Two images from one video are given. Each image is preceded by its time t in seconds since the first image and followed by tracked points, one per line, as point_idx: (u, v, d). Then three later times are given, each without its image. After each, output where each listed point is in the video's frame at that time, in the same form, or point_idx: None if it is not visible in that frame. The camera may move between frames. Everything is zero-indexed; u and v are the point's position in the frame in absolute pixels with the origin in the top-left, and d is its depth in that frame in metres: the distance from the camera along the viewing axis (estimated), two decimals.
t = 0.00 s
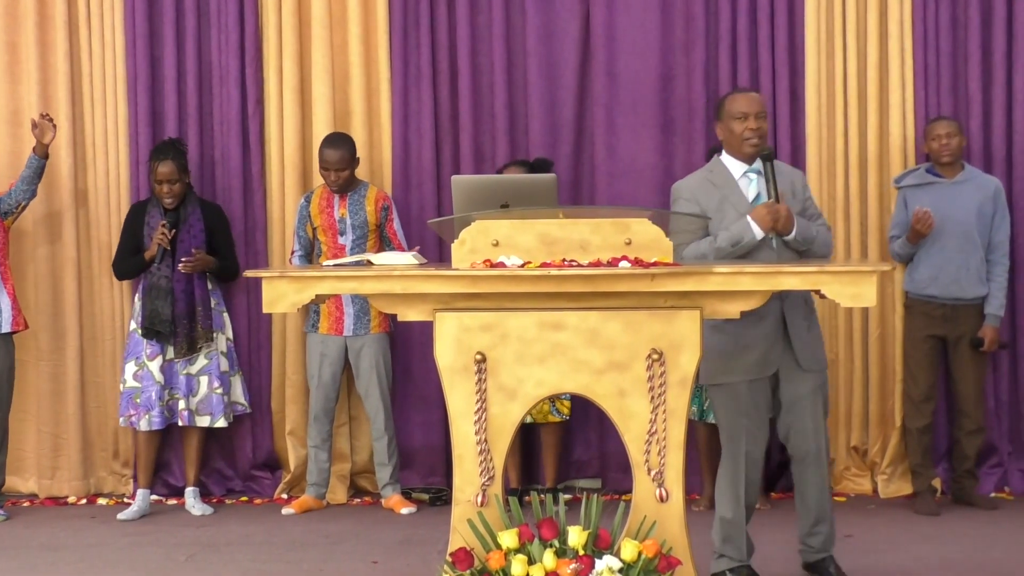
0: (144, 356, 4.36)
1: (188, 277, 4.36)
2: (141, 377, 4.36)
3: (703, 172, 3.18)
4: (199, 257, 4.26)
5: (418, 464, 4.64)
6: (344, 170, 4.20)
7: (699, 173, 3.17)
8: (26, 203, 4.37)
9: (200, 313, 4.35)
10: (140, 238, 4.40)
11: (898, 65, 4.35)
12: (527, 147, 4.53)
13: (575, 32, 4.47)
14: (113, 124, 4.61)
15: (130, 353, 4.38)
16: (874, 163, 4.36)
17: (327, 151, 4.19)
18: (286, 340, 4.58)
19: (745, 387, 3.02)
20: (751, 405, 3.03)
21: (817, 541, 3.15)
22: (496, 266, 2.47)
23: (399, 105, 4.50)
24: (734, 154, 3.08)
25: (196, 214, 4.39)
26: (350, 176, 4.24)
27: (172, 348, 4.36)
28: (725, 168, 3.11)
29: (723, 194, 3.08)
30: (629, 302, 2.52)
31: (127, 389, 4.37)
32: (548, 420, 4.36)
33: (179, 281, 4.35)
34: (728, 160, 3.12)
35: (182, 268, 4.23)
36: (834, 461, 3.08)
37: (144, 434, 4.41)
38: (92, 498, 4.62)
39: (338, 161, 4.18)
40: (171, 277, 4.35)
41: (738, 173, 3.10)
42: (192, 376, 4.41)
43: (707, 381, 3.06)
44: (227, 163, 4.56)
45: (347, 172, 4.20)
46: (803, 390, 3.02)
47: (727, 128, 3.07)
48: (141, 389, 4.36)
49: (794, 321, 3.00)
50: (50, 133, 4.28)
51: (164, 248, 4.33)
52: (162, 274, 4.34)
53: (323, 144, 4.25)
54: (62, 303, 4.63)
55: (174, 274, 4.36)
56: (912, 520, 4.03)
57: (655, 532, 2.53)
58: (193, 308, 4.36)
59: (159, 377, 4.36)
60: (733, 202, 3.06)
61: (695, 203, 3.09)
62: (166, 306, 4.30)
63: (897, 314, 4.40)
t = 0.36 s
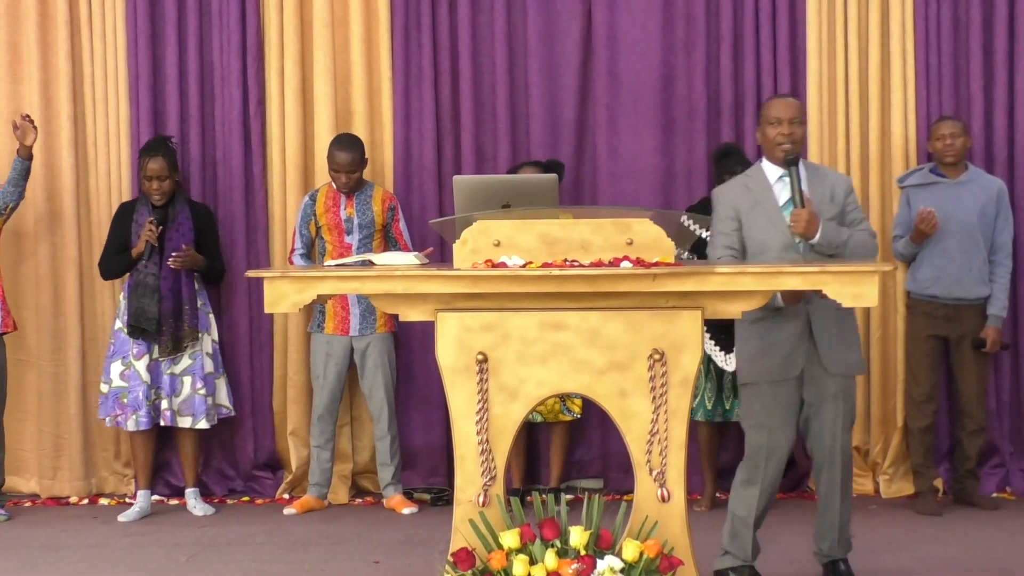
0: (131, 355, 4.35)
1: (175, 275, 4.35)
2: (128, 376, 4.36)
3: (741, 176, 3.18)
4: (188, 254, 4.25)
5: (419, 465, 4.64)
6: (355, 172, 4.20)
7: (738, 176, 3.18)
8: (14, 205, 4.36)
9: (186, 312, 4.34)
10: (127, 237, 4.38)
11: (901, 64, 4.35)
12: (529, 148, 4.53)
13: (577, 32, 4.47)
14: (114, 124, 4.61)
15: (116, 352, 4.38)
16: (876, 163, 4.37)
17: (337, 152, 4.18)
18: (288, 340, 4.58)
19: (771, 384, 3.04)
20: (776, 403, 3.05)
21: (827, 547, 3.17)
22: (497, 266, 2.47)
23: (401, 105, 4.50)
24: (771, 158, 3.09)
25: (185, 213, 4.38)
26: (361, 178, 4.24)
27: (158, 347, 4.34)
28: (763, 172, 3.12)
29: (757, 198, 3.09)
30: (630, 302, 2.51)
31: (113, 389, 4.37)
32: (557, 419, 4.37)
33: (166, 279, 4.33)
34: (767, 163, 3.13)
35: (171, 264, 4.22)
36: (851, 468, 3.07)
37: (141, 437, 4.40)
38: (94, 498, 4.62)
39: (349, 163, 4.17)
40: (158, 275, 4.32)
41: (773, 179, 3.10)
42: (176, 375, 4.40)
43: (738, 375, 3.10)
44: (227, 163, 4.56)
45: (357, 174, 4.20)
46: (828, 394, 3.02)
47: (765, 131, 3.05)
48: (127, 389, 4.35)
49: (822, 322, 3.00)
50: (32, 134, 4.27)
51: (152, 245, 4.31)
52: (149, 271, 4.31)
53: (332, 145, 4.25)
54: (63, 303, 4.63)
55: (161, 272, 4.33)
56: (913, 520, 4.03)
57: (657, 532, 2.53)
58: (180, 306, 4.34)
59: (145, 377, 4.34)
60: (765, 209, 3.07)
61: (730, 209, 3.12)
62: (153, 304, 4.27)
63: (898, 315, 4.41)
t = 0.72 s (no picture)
0: (121, 356, 4.35)
1: (166, 274, 4.34)
2: (116, 377, 4.35)
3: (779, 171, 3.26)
4: (179, 252, 4.24)
5: (420, 465, 4.65)
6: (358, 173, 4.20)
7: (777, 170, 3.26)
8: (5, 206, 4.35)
9: (176, 311, 4.32)
10: (118, 236, 4.38)
11: (901, 64, 4.35)
12: (529, 148, 4.53)
13: (577, 32, 4.47)
14: (115, 124, 4.61)
15: (105, 353, 4.38)
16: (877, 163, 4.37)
17: (339, 153, 4.17)
18: (288, 339, 4.59)
19: (781, 374, 3.09)
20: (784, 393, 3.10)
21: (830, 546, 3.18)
22: (498, 266, 2.47)
23: (401, 105, 4.50)
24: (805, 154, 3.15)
25: (178, 212, 4.37)
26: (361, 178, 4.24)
27: (149, 347, 4.33)
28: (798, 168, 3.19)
29: (788, 195, 3.17)
30: (631, 302, 2.51)
31: (100, 389, 4.37)
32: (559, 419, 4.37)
33: (158, 278, 4.32)
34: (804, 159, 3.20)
35: (163, 262, 4.22)
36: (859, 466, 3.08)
37: (139, 437, 4.39)
38: (94, 498, 4.62)
39: (349, 164, 4.17)
40: (150, 274, 4.33)
41: (806, 175, 3.17)
42: (167, 376, 4.37)
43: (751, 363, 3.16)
44: (227, 163, 4.56)
45: (356, 175, 4.20)
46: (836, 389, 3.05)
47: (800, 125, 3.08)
48: (115, 389, 4.35)
49: (835, 318, 3.00)
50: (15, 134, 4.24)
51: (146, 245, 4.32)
52: (141, 270, 4.32)
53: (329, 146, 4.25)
54: (63, 303, 4.63)
55: (153, 271, 4.33)
56: (913, 520, 4.03)
57: (658, 532, 2.53)
58: (171, 306, 4.33)
59: (135, 378, 4.32)
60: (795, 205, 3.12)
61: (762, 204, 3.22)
62: (144, 304, 4.28)
63: (899, 314, 4.41)
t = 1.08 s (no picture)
0: (123, 355, 4.35)
1: (170, 275, 4.35)
2: (119, 377, 4.35)
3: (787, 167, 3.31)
4: (182, 252, 4.23)
5: (420, 465, 4.65)
6: (351, 173, 4.20)
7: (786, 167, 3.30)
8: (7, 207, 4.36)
9: (180, 311, 4.33)
10: (121, 237, 4.38)
11: (901, 64, 4.35)
12: (529, 148, 4.53)
13: (577, 31, 4.47)
14: (115, 124, 4.61)
15: (108, 352, 4.38)
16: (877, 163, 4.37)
17: (331, 153, 4.17)
18: (288, 339, 4.59)
19: (769, 371, 3.17)
20: (773, 391, 3.17)
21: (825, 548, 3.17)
22: (498, 266, 2.47)
23: (401, 105, 4.50)
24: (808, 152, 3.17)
25: (181, 212, 4.38)
26: (353, 177, 4.24)
27: (152, 347, 4.34)
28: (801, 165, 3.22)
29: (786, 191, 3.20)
30: (630, 302, 2.51)
31: (102, 388, 4.37)
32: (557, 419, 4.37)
33: (160, 278, 4.33)
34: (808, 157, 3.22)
35: (165, 262, 4.21)
36: (849, 467, 3.08)
37: (140, 437, 4.40)
38: (94, 498, 4.62)
39: (341, 164, 4.17)
40: (152, 274, 4.33)
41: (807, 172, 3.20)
42: (170, 376, 4.38)
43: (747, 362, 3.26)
44: (227, 163, 4.56)
45: (350, 174, 4.20)
46: (822, 388, 3.08)
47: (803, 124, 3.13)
48: (117, 389, 4.36)
49: (817, 317, 3.05)
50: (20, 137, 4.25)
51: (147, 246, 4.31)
52: (144, 270, 4.32)
53: (324, 146, 4.25)
54: (63, 303, 4.63)
55: (156, 271, 4.33)
56: (913, 520, 4.03)
57: (658, 532, 2.53)
58: (174, 305, 4.33)
59: (139, 378, 4.32)
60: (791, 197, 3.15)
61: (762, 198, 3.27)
62: (147, 303, 4.27)
63: (898, 314, 4.41)
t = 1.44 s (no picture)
0: (138, 355, 4.35)
1: (183, 276, 4.36)
2: (134, 376, 4.35)
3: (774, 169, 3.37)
4: (190, 255, 4.24)
5: (420, 465, 4.65)
6: (342, 171, 4.20)
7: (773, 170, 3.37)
8: (14, 205, 4.36)
9: (194, 312, 4.35)
10: (133, 238, 4.39)
11: (902, 64, 4.35)
12: (529, 147, 4.53)
13: (577, 32, 4.47)
14: (115, 124, 4.61)
15: (122, 352, 4.38)
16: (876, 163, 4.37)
17: (323, 152, 4.19)
18: (288, 339, 4.59)
19: (753, 378, 3.21)
20: (758, 397, 3.21)
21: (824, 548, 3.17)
22: (498, 266, 2.46)
23: (401, 105, 4.50)
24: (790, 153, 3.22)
25: (192, 214, 4.38)
26: (347, 176, 4.24)
27: (166, 347, 4.35)
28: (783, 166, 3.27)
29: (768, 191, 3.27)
30: (630, 302, 2.51)
31: (118, 388, 4.37)
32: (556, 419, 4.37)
33: (173, 280, 4.34)
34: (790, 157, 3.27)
35: (174, 265, 4.21)
36: (832, 468, 3.10)
37: (142, 437, 4.40)
38: (94, 498, 4.62)
39: (335, 162, 4.18)
40: (165, 276, 4.34)
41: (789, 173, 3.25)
42: (185, 375, 4.39)
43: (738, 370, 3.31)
44: (227, 163, 4.56)
45: (342, 172, 4.21)
46: (798, 390, 3.09)
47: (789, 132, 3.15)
48: (134, 389, 4.35)
49: (783, 322, 3.08)
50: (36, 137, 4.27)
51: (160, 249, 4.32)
52: (157, 273, 4.33)
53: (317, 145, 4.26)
54: (63, 302, 4.64)
55: (168, 273, 4.35)
56: (913, 520, 4.03)
57: (658, 532, 2.53)
58: (188, 307, 4.35)
59: (152, 377, 4.33)
60: (773, 198, 3.25)
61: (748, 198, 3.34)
62: (160, 304, 4.28)
63: (898, 314, 4.41)
